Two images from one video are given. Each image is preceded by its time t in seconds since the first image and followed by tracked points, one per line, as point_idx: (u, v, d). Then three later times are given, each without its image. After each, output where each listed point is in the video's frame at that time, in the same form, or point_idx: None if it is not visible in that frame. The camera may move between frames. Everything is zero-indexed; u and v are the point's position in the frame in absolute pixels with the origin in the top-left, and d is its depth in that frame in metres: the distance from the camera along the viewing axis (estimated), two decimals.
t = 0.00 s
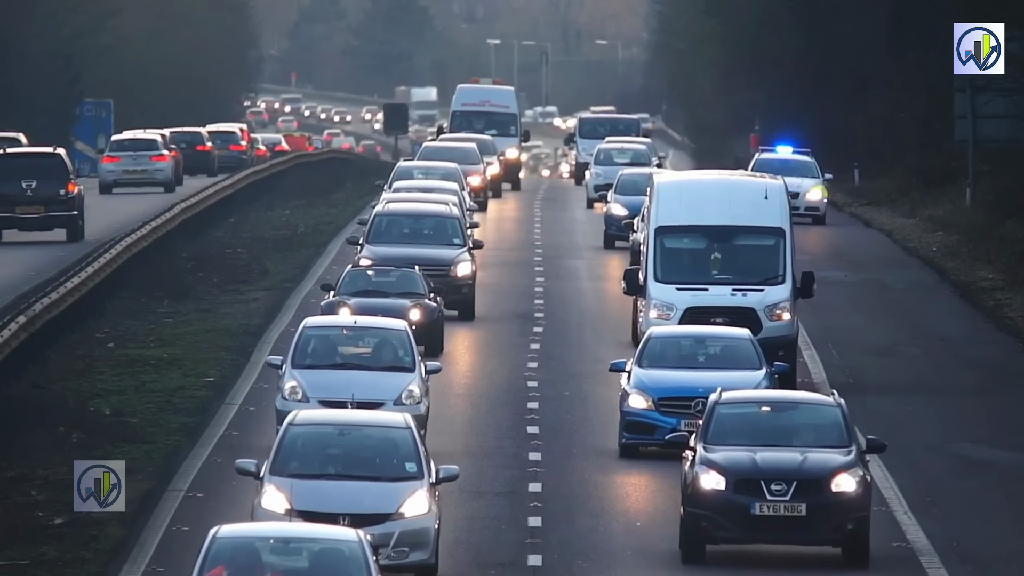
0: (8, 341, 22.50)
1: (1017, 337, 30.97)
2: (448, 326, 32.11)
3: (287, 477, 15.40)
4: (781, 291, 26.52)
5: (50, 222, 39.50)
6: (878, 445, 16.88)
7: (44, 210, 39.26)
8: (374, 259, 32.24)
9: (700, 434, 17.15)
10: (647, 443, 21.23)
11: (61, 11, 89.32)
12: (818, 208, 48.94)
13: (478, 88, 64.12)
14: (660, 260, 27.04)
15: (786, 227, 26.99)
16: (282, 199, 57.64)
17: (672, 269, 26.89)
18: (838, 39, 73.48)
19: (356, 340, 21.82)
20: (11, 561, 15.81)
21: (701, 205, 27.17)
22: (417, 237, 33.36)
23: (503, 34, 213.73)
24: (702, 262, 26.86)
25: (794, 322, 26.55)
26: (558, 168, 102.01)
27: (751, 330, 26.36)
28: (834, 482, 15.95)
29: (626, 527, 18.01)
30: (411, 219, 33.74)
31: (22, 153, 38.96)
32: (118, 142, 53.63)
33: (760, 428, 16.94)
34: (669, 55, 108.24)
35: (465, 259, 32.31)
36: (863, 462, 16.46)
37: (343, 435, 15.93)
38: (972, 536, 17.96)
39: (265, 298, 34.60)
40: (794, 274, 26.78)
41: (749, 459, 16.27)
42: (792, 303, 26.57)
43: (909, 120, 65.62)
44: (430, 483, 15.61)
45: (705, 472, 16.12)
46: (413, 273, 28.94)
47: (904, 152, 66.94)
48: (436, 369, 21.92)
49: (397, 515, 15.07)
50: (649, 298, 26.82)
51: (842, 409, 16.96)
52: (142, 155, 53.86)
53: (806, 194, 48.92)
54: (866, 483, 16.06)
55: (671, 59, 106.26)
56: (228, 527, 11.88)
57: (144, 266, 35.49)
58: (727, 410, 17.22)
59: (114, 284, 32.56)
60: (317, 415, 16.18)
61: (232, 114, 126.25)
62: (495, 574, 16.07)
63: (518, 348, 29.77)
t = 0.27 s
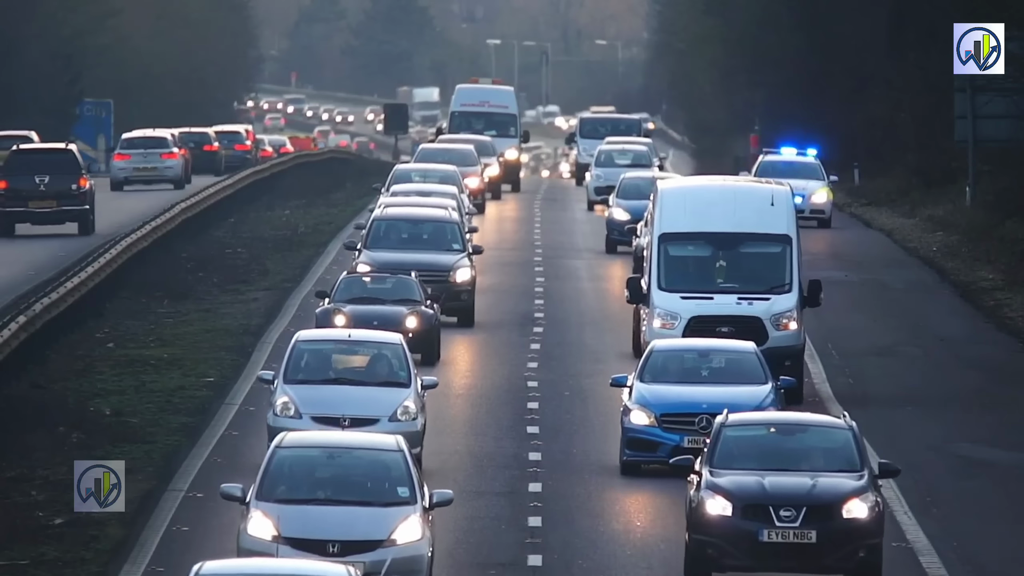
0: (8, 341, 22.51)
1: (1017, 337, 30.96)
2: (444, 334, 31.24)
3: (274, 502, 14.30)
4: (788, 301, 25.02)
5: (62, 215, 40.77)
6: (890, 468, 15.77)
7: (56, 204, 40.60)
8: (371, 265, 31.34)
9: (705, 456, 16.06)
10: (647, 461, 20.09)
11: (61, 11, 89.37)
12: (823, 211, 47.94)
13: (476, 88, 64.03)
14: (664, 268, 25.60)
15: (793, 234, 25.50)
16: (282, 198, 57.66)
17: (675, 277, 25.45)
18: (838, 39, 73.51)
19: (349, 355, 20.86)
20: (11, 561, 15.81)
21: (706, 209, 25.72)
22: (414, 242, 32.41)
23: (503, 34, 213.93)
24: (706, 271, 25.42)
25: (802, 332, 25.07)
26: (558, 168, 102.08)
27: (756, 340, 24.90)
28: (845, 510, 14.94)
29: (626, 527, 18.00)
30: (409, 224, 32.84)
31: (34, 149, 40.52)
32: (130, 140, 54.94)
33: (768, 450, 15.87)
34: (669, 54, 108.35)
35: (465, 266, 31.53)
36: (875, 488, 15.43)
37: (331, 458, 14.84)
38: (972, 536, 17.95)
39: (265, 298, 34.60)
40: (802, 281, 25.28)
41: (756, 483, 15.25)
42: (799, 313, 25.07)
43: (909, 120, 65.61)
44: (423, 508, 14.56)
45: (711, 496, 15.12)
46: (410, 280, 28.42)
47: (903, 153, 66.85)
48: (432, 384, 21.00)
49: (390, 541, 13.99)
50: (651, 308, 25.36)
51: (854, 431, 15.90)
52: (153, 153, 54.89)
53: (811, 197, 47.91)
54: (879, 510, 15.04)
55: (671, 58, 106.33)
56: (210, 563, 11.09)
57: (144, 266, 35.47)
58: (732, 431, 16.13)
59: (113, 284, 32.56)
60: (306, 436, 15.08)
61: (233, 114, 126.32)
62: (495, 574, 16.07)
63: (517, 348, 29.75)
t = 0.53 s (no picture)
0: (8, 341, 22.53)
1: (1017, 337, 30.97)
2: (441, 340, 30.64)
3: (259, 530, 13.44)
4: (794, 310, 24.65)
5: (73, 208, 43.65)
6: (903, 493, 15.08)
7: (66, 198, 43.46)
8: (369, 271, 31.15)
9: (711, 482, 15.43)
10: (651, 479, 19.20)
11: (61, 11, 89.36)
12: (828, 214, 47.04)
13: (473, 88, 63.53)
14: (668, 277, 25.24)
15: (799, 244, 25.29)
16: (282, 199, 57.67)
17: (680, 285, 25.08)
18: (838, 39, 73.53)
19: (341, 370, 20.01)
20: (11, 561, 15.82)
21: (711, 218, 25.49)
22: (413, 247, 32.30)
23: (503, 35, 213.96)
24: (711, 279, 25.09)
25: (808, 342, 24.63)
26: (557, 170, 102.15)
27: (761, 351, 24.44)
28: (857, 535, 14.36)
29: (626, 527, 18.01)
30: (408, 228, 32.69)
31: (48, 146, 43.58)
32: (139, 139, 57.60)
33: (775, 475, 15.26)
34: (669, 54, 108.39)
35: (464, 271, 31.00)
36: (887, 513, 14.85)
37: (320, 484, 13.96)
38: (972, 536, 17.96)
39: (265, 298, 34.60)
40: (807, 292, 25.00)
41: (764, 509, 14.69)
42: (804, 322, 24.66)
43: (909, 120, 65.57)
44: (417, 535, 13.71)
45: (716, 525, 14.56)
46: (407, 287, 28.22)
47: (904, 153, 66.84)
48: (428, 400, 20.29)
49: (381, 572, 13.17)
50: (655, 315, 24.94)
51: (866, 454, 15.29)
52: (162, 151, 57.40)
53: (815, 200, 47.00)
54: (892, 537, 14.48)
55: (671, 57, 106.35)
56: None
57: (144, 266, 35.47)
58: (739, 455, 15.48)
59: (113, 284, 32.56)
60: (294, 460, 14.19)
61: (232, 115, 126.26)
62: (495, 574, 16.08)
63: (517, 349, 29.74)
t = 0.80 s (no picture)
0: (8, 341, 22.53)
1: (1016, 337, 30.95)
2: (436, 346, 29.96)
3: (247, 558, 12.73)
4: (802, 319, 23.33)
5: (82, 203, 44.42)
6: (918, 520, 14.36)
7: (76, 192, 44.23)
8: (367, 277, 30.41)
9: (718, 509, 14.72)
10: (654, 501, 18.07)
11: (61, 11, 89.39)
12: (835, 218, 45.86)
13: (473, 88, 63.25)
14: (670, 286, 23.84)
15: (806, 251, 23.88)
16: (282, 199, 57.71)
17: (683, 295, 23.71)
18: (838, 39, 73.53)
19: (334, 387, 19.03)
20: (11, 561, 15.83)
21: (716, 224, 24.00)
22: (411, 252, 31.51)
23: (502, 35, 214.16)
24: (716, 288, 23.71)
25: (817, 352, 23.37)
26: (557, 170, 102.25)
27: (767, 362, 23.17)
28: (868, 565, 13.64)
29: (626, 527, 18.00)
30: (404, 232, 31.91)
31: (60, 142, 44.02)
32: (151, 137, 58.51)
33: (786, 502, 14.52)
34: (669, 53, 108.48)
35: (463, 276, 30.31)
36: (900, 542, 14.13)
37: (310, 510, 13.21)
38: (972, 536, 17.97)
39: (265, 298, 34.61)
40: (815, 300, 23.63)
41: (772, 537, 13.97)
42: (811, 331, 23.37)
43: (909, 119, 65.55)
44: (410, 563, 13.01)
45: (723, 553, 13.86)
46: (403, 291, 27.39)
47: (904, 153, 66.83)
48: (422, 417, 19.09)
49: None
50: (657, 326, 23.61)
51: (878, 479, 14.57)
52: (172, 149, 58.36)
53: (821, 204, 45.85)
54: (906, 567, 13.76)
55: (672, 57, 106.43)
56: None
57: (144, 265, 35.46)
58: (747, 481, 14.77)
59: (114, 284, 32.58)
60: (279, 486, 13.43)
61: (232, 115, 126.31)
62: (495, 574, 16.09)
63: (517, 348, 29.75)
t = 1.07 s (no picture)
0: (8, 341, 22.52)
1: (1017, 337, 30.96)
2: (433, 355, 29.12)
3: None
4: (810, 331, 22.20)
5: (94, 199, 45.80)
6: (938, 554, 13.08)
7: (87, 188, 45.68)
8: (365, 284, 29.63)
9: (722, 543, 13.40)
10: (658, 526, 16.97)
11: (61, 11, 89.40)
12: (843, 222, 44.68)
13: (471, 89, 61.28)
14: (674, 297, 22.69)
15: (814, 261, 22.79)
16: (282, 198, 57.73)
17: (687, 305, 22.57)
18: (838, 39, 73.53)
19: (323, 407, 18.08)
20: (10, 561, 15.82)
21: (720, 233, 22.92)
22: (410, 258, 30.73)
23: (502, 35, 214.40)
24: (721, 299, 22.56)
25: (825, 365, 22.21)
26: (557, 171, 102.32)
27: (774, 376, 22.04)
28: None
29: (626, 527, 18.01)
30: (404, 239, 31.12)
31: (72, 139, 45.59)
32: (163, 137, 59.22)
33: (796, 533, 13.18)
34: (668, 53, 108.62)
35: (462, 284, 29.52)
36: None
37: (296, 543, 11.78)
38: (973, 536, 17.96)
39: (265, 298, 34.61)
40: (823, 312, 22.50)
41: (783, 572, 12.62)
42: (819, 344, 22.22)
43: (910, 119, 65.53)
44: None
45: None
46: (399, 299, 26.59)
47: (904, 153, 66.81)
48: (414, 438, 18.04)
49: None
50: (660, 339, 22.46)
51: (895, 509, 13.27)
52: (183, 148, 59.09)
53: (828, 209, 44.64)
54: None
55: (671, 57, 106.43)
56: None
57: (144, 265, 35.46)
58: (756, 511, 13.43)
59: (114, 284, 32.57)
60: (268, 519, 12.07)
61: (232, 115, 126.32)
62: (494, 574, 16.09)
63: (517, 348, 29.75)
